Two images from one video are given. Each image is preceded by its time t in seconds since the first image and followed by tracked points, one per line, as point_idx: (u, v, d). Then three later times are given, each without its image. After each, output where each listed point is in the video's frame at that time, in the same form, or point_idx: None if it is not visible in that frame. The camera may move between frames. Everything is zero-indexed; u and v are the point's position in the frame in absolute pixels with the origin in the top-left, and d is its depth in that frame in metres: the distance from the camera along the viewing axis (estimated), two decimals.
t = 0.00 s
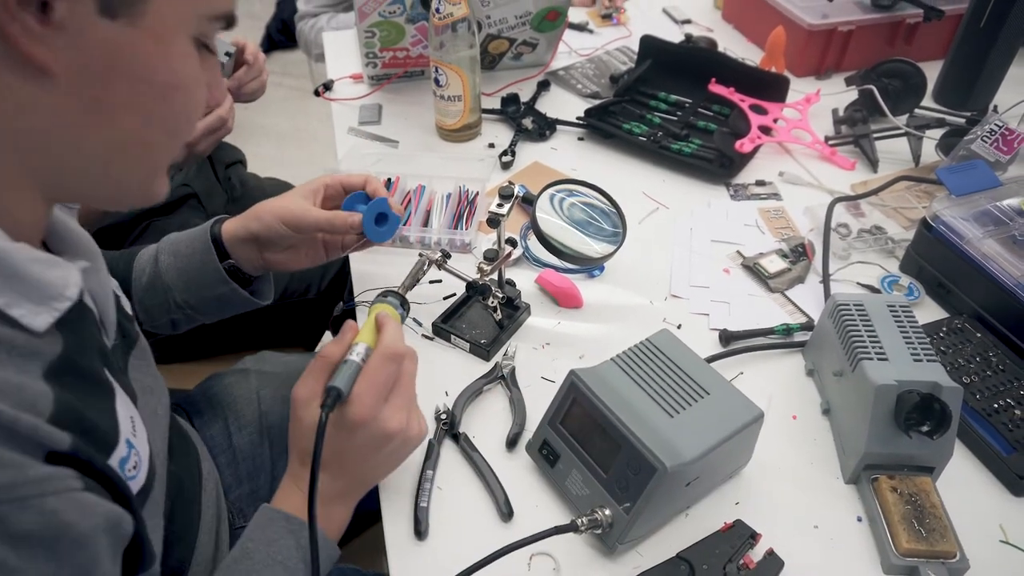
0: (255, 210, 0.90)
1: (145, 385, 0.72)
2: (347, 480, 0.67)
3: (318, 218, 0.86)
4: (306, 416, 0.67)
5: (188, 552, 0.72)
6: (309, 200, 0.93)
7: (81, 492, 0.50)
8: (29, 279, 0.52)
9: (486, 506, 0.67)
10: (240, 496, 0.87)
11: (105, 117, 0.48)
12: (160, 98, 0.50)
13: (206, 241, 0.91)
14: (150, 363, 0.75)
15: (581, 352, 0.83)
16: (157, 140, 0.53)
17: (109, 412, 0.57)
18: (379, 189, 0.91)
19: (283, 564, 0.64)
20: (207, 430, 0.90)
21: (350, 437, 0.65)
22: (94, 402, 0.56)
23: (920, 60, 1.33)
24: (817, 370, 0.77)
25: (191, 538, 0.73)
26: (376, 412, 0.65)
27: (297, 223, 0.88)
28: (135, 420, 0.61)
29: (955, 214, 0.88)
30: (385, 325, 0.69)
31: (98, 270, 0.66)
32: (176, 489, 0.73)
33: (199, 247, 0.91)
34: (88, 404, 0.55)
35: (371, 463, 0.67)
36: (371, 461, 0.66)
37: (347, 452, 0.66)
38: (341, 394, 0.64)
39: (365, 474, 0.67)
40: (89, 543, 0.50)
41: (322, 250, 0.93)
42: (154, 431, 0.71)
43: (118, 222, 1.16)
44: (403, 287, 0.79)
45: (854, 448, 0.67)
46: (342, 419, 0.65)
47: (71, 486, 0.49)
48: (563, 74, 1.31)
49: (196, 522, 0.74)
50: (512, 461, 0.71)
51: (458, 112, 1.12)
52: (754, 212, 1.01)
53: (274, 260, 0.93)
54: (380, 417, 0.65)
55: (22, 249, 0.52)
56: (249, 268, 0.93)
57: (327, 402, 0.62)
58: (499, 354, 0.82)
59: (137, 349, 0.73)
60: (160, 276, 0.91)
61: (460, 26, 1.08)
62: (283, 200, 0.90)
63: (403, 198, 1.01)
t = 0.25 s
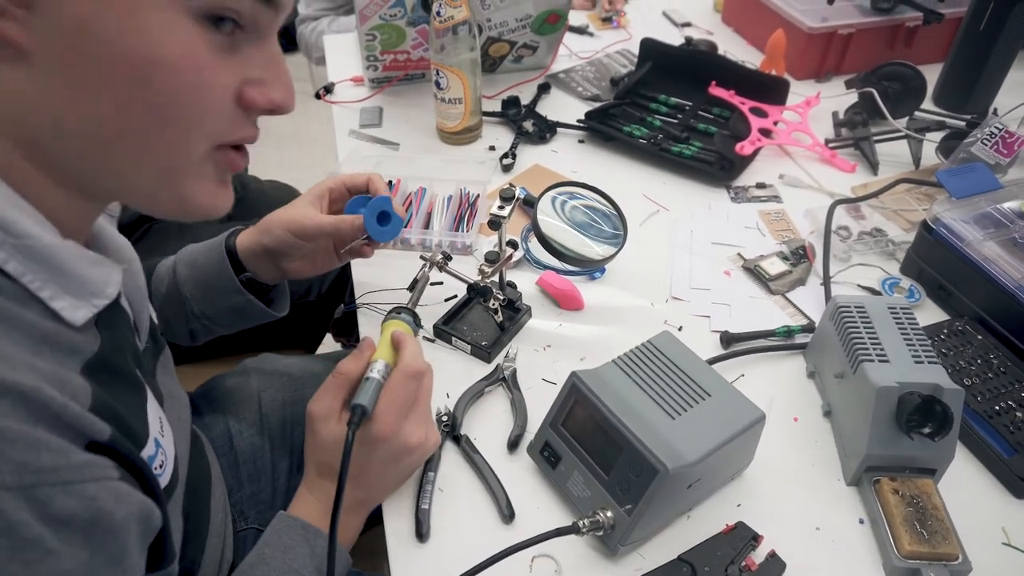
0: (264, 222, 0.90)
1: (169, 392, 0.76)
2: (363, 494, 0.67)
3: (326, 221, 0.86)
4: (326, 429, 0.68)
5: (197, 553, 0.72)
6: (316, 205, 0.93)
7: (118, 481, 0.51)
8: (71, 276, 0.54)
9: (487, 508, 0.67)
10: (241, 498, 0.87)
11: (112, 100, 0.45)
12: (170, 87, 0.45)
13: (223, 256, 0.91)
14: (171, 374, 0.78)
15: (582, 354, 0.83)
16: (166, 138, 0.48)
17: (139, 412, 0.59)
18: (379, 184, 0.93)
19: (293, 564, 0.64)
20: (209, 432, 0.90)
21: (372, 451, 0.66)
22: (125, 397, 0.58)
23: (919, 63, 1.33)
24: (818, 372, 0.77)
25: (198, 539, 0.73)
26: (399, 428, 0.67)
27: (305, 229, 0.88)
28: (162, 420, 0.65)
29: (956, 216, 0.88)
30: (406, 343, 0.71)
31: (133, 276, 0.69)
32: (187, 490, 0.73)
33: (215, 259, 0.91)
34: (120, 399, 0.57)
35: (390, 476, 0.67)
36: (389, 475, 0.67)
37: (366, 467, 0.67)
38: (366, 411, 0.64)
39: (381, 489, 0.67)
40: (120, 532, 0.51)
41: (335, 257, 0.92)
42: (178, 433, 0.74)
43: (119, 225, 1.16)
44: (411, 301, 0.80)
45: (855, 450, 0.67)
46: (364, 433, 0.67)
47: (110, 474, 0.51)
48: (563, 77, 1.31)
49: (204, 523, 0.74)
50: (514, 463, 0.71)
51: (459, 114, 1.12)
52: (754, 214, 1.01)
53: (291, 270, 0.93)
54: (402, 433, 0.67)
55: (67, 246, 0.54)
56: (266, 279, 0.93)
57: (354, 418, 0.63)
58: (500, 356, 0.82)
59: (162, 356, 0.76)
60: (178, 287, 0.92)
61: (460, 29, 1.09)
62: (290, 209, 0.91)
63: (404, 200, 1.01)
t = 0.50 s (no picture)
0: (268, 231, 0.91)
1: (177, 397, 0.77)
2: (357, 490, 0.68)
3: (321, 217, 0.87)
4: (319, 426, 0.69)
5: (195, 554, 0.72)
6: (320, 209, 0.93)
7: (104, 469, 0.51)
8: (74, 270, 0.55)
9: (488, 510, 0.67)
10: (241, 500, 0.87)
11: None
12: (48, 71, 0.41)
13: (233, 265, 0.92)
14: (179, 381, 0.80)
15: (583, 355, 0.83)
16: (47, 134, 0.43)
17: (144, 412, 0.62)
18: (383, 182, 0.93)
19: (291, 563, 0.64)
20: (209, 434, 0.90)
21: (361, 447, 0.67)
22: (124, 394, 0.60)
23: (920, 65, 1.33)
24: (820, 374, 0.77)
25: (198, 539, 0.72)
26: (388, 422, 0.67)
27: (303, 228, 0.88)
28: (165, 420, 0.67)
29: (957, 217, 0.88)
30: (392, 338, 0.71)
31: (148, 279, 0.70)
32: (188, 490, 0.73)
33: (227, 268, 0.92)
34: (116, 392, 0.59)
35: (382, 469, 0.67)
36: (384, 471, 0.67)
37: (358, 463, 0.67)
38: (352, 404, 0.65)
39: (375, 485, 0.67)
40: (106, 520, 0.50)
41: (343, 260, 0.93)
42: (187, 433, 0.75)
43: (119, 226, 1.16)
44: (411, 296, 0.82)
45: (857, 451, 0.67)
46: (353, 429, 0.67)
47: (96, 462, 0.50)
48: (564, 78, 1.31)
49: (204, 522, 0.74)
50: (514, 464, 0.71)
51: (459, 115, 1.12)
52: (755, 215, 1.01)
53: (298, 275, 0.93)
54: (391, 427, 0.67)
55: (66, 239, 0.54)
56: (276, 286, 0.94)
57: (341, 412, 0.63)
58: (501, 358, 0.82)
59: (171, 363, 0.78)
60: (190, 293, 0.92)
61: (461, 30, 1.09)
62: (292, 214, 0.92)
63: (405, 202, 1.01)
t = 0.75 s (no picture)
0: (276, 226, 0.91)
1: (169, 399, 0.77)
2: (354, 490, 0.68)
3: (334, 219, 0.86)
4: (316, 427, 0.69)
5: (190, 556, 0.72)
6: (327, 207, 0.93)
7: (96, 472, 0.51)
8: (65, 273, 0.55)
9: (486, 511, 0.67)
10: (240, 501, 0.87)
11: (25, 114, 0.41)
12: (87, 101, 0.41)
13: (236, 260, 0.92)
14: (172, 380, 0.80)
15: (581, 357, 0.83)
16: (85, 151, 0.44)
17: (135, 413, 0.62)
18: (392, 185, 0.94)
19: (289, 564, 0.64)
20: (208, 435, 0.91)
21: (359, 446, 0.67)
22: (117, 397, 0.60)
23: (919, 67, 1.33)
24: (817, 375, 0.78)
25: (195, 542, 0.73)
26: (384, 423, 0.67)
27: (314, 229, 0.88)
28: (155, 422, 0.66)
29: (953, 219, 0.88)
30: (389, 339, 0.71)
31: (134, 278, 0.70)
32: (179, 491, 0.73)
33: (227, 264, 0.92)
34: (110, 398, 0.59)
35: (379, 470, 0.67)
36: (382, 473, 0.67)
37: (355, 463, 0.67)
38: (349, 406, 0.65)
39: (372, 486, 0.67)
40: (99, 522, 0.51)
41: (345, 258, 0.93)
42: (176, 434, 0.76)
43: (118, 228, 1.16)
44: (409, 296, 0.82)
45: (855, 453, 0.67)
46: (350, 429, 0.68)
47: (88, 465, 0.51)
48: (563, 80, 1.32)
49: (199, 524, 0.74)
50: (512, 466, 0.71)
51: (458, 117, 1.12)
52: (753, 218, 1.02)
53: (302, 270, 0.93)
54: (387, 428, 0.67)
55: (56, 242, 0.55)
56: (276, 282, 0.94)
57: (337, 413, 0.63)
58: (499, 359, 0.82)
59: (164, 362, 0.78)
60: (191, 291, 0.92)
61: (460, 32, 1.09)
62: (300, 210, 0.91)
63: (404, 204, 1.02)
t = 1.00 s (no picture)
0: (278, 247, 0.90)
1: (172, 404, 0.77)
2: (351, 497, 0.67)
3: (337, 236, 0.86)
4: (311, 433, 0.69)
5: (190, 558, 0.72)
6: (323, 220, 0.93)
7: (119, 491, 0.51)
8: (85, 291, 0.55)
9: (485, 513, 0.67)
10: (240, 503, 0.87)
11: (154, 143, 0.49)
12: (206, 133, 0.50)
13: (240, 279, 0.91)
14: (174, 386, 0.80)
15: (580, 358, 0.83)
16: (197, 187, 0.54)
17: (144, 423, 0.60)
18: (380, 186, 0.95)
19: (288, 570, 0.64)
20: (207, 438, 0.91)
21: (358, 451, 0.66)
22: (132, 409, 0.60)
23: (917, 68, 1.34)
24: (816, 376, 0.77)
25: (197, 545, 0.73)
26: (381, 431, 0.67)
27: (318, 246, 0.88)
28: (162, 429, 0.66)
29: (952, 221, 0.88)
30: (386, 347, 0.71)
31: (141, 296, 0.70)
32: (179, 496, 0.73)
33: (228, 279, 0.91)
34: (125, 409, 0.58)
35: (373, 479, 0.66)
36: (377, 479, 0.67)
37: (349, 469, 0.66)
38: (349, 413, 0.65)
39: (367, 492, 0.67)
40: (122, 541, 0.51)
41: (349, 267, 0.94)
42: (178, 442, 0.75)
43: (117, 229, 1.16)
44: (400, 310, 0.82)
45: (854, 454, 0.67)
46: (348, 434, 0.66)
47: (111, 484, 0.51)
48: (562, 82, 1.32)
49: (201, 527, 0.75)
50: (511, 467, 0.71)
51: (457, 119, 1.13)
52: (753, 219, 1.02)
53: (312, 286, 0.93)
54: (385, 436, 0.66)
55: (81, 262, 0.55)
56: (282, 296, 0.94)
57: (337, 420, 0.63)
58: (498, 361, 0.82)
59: (166, 367, 0.78)
60: (191, 303, 0.91)
61: (459, 34, 1.09)
62: (298, 228, 0.91)
63: (403, 205, 1.02)
